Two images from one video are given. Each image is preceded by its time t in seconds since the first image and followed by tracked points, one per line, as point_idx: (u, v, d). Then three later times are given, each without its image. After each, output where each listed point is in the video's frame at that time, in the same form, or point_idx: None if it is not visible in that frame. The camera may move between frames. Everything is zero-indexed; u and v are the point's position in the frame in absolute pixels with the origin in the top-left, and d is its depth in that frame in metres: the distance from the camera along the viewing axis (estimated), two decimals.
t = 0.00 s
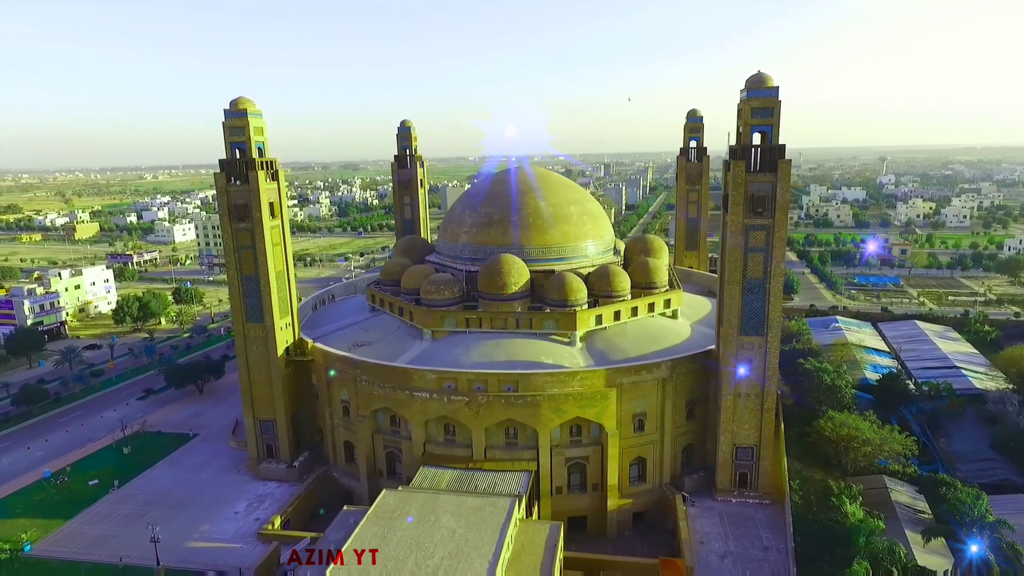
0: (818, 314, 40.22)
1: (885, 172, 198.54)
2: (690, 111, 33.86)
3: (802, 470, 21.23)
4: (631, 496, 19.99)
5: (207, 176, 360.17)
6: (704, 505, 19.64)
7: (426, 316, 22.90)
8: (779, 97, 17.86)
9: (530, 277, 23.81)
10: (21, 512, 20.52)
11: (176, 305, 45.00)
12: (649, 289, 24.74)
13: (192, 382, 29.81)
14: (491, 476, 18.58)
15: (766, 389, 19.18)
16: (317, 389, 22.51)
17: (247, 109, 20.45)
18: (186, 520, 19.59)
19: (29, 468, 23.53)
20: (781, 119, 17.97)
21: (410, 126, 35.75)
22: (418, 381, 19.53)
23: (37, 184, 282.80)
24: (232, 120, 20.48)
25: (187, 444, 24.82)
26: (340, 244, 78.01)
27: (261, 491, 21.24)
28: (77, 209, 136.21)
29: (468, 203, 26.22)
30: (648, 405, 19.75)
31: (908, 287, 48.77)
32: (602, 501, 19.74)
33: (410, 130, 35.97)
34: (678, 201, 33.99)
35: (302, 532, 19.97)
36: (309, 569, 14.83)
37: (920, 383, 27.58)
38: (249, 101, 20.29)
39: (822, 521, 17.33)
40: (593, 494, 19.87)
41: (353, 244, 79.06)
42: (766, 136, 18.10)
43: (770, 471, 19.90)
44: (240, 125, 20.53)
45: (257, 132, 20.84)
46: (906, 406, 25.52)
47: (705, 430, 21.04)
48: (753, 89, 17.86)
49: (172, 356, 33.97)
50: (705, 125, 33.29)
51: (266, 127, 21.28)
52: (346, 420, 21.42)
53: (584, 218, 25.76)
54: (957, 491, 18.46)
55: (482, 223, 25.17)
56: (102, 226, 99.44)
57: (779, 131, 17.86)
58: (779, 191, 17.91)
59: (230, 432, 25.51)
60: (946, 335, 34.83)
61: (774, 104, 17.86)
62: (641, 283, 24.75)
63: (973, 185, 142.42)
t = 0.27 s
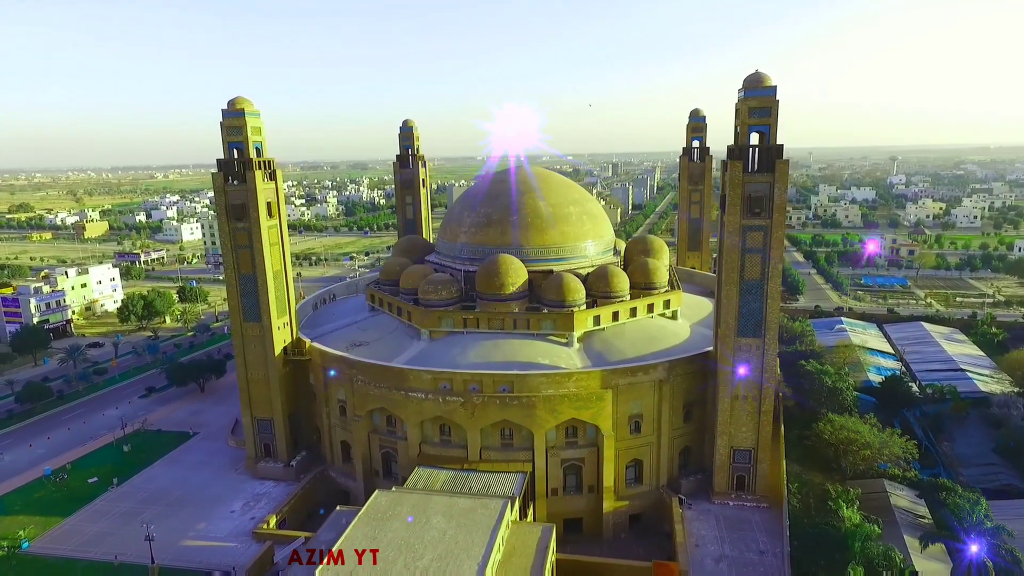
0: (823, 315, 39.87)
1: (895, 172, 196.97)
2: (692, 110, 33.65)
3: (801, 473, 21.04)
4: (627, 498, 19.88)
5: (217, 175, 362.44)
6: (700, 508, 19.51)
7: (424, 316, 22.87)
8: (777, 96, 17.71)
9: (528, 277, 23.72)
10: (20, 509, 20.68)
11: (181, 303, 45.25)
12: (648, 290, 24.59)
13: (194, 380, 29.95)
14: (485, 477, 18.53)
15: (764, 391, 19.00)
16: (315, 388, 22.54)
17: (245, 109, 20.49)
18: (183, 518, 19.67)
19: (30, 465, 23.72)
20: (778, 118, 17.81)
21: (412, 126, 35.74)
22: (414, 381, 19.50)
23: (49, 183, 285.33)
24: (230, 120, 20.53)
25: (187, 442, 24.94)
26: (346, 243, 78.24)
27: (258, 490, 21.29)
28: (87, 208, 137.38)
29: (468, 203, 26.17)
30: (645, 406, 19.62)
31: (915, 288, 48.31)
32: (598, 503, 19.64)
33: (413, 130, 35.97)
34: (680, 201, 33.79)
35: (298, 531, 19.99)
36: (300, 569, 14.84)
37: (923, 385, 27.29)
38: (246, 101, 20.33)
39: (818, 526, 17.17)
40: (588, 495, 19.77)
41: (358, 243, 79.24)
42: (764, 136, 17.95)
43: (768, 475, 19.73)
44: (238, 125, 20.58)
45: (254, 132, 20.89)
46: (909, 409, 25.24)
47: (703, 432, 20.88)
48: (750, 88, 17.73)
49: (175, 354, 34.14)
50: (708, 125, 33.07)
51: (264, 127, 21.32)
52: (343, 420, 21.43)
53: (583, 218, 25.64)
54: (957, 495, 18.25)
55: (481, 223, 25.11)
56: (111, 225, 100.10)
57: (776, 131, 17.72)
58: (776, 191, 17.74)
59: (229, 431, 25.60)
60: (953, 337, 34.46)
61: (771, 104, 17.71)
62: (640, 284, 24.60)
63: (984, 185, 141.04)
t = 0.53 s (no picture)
0: (827, 316, 39.55)
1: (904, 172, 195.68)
2: (695, 110, 33.44)
3: (801, 476, 20.86)
4: (624, 500, 19.78)
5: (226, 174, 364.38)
6: (698, 510, 19.38)
7: (421, 316, 22.84)
8: (775, 96, 17.55)
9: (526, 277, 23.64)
10: (20, 506, 20.81)
11: (185, 302, 45.47)
12: (648, 291, 24.47)
13: (195, 379, 30.06)
14: (481, 478, 18.48)
15: (762, 393, 18.86)
16: (313, 388, 22.57)
17: (243, 109, 20.52)
18: (180, 517, 19.73)
19: (31, 463, 23.87)
20: (777, 118, 17.65)
21: (414, 126, 35.73)
22: (410, 382, 19.47)
23: (60, 182, 287.48)
24: (228, 120, 20.56)
25: (187, 441, 25.03)
26: (351, 243, 78.44)
27: (255, 489, 21.34)
28: (96, 207, 138.39)
29: (467, 203, 26.11)
30: (642, 408, 19.51)
31: (921, 289, 47.89)
32: (594, 505, 19.55)
33: (415, 130, 35.96)
34: (683, 201, 33.59)
35: (294, 531, 20.02)
36: (292, 569, 14.85)
37: (926, 388, 27.02)
38: (244, 101, 20.36)
39: (815, 530, 17.01)
40: (585, 497, 19.69)
41: (363, 243, 79.40)
42: (762, 136, 17.79)
43: (766, 478, 19.57)
44: (236, 125, 20.60)
45: (252, 131, 20.92)
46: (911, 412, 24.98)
47: (701, 434, 20.74)
48: (748, 88, 17.57)
49: (177, 353, 34.28)
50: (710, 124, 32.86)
51: (262, 127, 21.35)
52: (340, 420, 21.43)
53: (583, 218, 25.53)
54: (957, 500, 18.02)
55: (480, 223, 25.06)
56: (119, 224, 100.64)
57: (774, 131, 17.55)
58: (774, 192, 17.59)
59: (229, 430, 25.67)
60: (958, 339, 34.12)
61: (769, 104, 17.56)
62: (639, 285, 24.48)
63: (994, 185, 139.92)
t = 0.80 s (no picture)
0: (833, 317, 39.16)
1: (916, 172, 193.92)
2: (698, 109, 33.19)
3: (801, 479, 20.65)
4: (620, 502, 19.66)
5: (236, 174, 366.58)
6: (694, 512, 19.23)
7: (419, 316, 22.81)
8: (773, 95, 17.34)
9: (525, 277, 23.55)
10: (21, 502, 20.99)
11: (190, 301, 45.74)
12: (647, 291, 24.31)
13: (197, 378, 30.21)
14: (475, 479, 18.43)
15: (760, 395, 18.68)
16: (310, 387, 22.62)
17: (241, 109, 20.55)
18: (177, 515, 19.83)
19: (33, 460, 24.06)
20: (775, 118, 17.44)
21: (417, 125, 35.73)
22: (406, 382, 19.45)
23: (72, 182, 290.19)
24: (226, 119, 20.59)
25: (187, 439, 25.16)
26: (358, 242, 78.63)
27: (253, 488, 21.41)
28: (107, 206, 139.61)
29: (467, 203, 26.05)
30: (638, 410, 19.39)
31: (930, 290, 47.36)
32: (590, 507, 19.45)
33: (418, 129, 35.96)
34: (686, 201, 33.36)
35: (291, 530, 20.07)
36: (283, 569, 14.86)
37: (931, 390, 26.69)
38: (243, 101, 20.39)
39: (812, 533, 16.82)
40: (581, 498, 19.58)
41: (370, 242, 79.55)
42: (760, 135, 17.59)
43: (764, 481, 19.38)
44: (234, 125, 20.64)
45: (251, 131, 20.96)
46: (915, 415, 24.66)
47: (699, 436, 20.57)
48: (746, 87, 17.36)
49: (181, 352, 34.46)
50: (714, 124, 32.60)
51: (261, 127, 21.38)
52: (337, 419, 21.45)
53: (583, 218, 25.39)
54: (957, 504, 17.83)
55: (479, 223, 24.99)
56: (129, 223, 101.37)
57: (772, 131, 17.33)
58: (772, 192, 17.41)
59: (229, 428, 25.78)
60: (965, 342, 33.67)
61: (768, 103, 17.35)
62: (639, 286, 24.33)
63: (1007, 185, 138.34)
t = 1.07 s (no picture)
0: (838, 319, 38.80)
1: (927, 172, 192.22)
2: (702, 109, 32.97)
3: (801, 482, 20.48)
4: (618, 504, 19.56)
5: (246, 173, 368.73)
6: (692, 515, 19.09)
7: (418, 316, 22.79)
8: (772, 95, 17.16)
9: (524, 277, 23.47)
10: (22, 499, 21.16)
11: (196, 300, 45.99)
12: (648, 292, 24.17)
13: (200, 376, 30.36)
14: (472, 479, 18.39)
15: (759, 398, 18.50)
16: (309, 387, 22.65)
17: (240, 109, 20.59)
18: (176, 513, 19.92)
19: (36, 457, 24.26)
20: (774, 117, 17.25)
21: (420, 125, 35.74)
22: (403, 382, 19.43)
23: (84, 181, 292.78)
24: (225, 119, 20.63)
25: (188, 438, 25.29)
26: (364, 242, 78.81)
27: (251, 487, 21.47)
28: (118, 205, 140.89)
29: (467, 203, 26.01)
30: (636, 411, 19.27)
31: (938, 291, 46.87)
32: (587, 508, 19.35)
33: (421, 129, 35.96)
34: (689, 201, 33.15)
35: (288, 529, 20.10)
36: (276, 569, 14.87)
37: (936, 393, 26.37)
38: (242, 101, 20.43)
39: (809, 538, 16.64)
40: (578, 500, 19.50)
41: (376, 242, 79.71)
42: (759, 135, 17.41)
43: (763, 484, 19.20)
44: (233, 124, 20.68)
45: (250, 131, 20.99)
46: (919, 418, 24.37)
47: (698, 438, 20.42)
48: (745, 86, 17.19)
49: (185, 351, 34.64)
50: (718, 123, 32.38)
51: (260, 127, 21.42)
52: (335, 419, 21.47)
53: (583, 218, 25.27)
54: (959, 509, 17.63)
55: (479, 223, 24.94)
56: (138, 222, 102.18)
57: (771, 130, 17.14)
58: (771, 192, 17.24)
59: (230, 427, 25.88)
60: (973, 344, 33.27)
61: (767, 102, 17.17)
62: (640, 286, 24.20)
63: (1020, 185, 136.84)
